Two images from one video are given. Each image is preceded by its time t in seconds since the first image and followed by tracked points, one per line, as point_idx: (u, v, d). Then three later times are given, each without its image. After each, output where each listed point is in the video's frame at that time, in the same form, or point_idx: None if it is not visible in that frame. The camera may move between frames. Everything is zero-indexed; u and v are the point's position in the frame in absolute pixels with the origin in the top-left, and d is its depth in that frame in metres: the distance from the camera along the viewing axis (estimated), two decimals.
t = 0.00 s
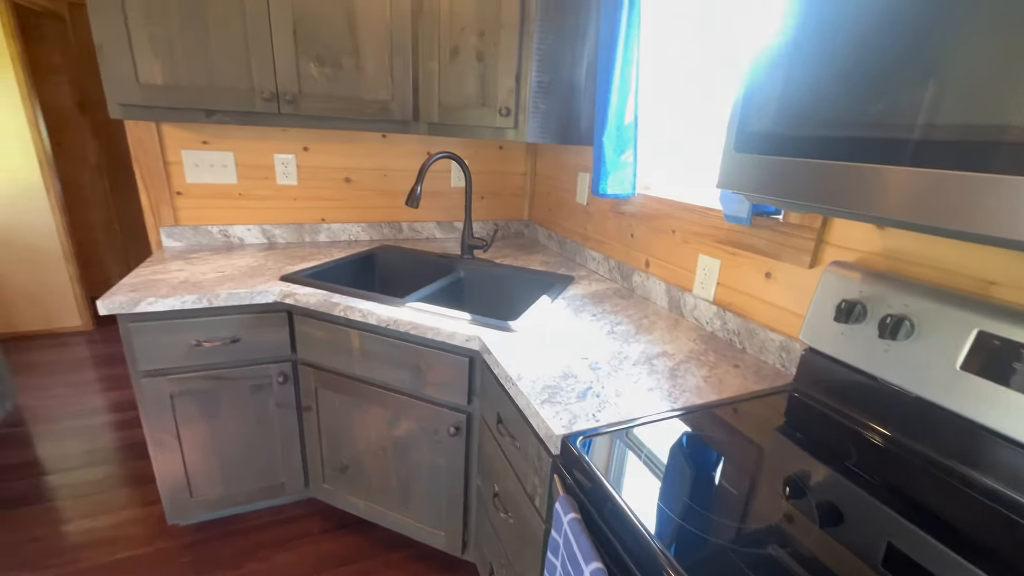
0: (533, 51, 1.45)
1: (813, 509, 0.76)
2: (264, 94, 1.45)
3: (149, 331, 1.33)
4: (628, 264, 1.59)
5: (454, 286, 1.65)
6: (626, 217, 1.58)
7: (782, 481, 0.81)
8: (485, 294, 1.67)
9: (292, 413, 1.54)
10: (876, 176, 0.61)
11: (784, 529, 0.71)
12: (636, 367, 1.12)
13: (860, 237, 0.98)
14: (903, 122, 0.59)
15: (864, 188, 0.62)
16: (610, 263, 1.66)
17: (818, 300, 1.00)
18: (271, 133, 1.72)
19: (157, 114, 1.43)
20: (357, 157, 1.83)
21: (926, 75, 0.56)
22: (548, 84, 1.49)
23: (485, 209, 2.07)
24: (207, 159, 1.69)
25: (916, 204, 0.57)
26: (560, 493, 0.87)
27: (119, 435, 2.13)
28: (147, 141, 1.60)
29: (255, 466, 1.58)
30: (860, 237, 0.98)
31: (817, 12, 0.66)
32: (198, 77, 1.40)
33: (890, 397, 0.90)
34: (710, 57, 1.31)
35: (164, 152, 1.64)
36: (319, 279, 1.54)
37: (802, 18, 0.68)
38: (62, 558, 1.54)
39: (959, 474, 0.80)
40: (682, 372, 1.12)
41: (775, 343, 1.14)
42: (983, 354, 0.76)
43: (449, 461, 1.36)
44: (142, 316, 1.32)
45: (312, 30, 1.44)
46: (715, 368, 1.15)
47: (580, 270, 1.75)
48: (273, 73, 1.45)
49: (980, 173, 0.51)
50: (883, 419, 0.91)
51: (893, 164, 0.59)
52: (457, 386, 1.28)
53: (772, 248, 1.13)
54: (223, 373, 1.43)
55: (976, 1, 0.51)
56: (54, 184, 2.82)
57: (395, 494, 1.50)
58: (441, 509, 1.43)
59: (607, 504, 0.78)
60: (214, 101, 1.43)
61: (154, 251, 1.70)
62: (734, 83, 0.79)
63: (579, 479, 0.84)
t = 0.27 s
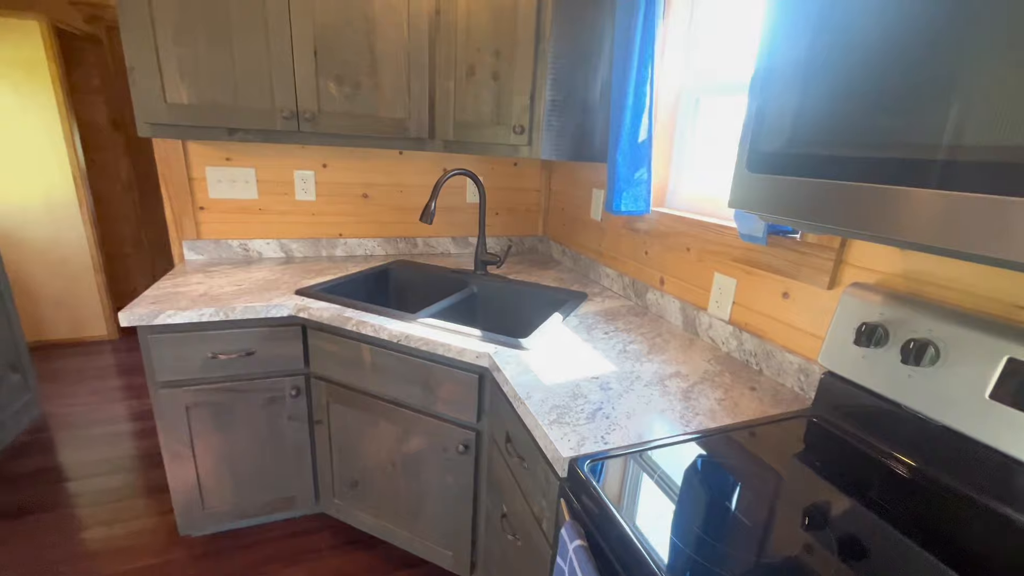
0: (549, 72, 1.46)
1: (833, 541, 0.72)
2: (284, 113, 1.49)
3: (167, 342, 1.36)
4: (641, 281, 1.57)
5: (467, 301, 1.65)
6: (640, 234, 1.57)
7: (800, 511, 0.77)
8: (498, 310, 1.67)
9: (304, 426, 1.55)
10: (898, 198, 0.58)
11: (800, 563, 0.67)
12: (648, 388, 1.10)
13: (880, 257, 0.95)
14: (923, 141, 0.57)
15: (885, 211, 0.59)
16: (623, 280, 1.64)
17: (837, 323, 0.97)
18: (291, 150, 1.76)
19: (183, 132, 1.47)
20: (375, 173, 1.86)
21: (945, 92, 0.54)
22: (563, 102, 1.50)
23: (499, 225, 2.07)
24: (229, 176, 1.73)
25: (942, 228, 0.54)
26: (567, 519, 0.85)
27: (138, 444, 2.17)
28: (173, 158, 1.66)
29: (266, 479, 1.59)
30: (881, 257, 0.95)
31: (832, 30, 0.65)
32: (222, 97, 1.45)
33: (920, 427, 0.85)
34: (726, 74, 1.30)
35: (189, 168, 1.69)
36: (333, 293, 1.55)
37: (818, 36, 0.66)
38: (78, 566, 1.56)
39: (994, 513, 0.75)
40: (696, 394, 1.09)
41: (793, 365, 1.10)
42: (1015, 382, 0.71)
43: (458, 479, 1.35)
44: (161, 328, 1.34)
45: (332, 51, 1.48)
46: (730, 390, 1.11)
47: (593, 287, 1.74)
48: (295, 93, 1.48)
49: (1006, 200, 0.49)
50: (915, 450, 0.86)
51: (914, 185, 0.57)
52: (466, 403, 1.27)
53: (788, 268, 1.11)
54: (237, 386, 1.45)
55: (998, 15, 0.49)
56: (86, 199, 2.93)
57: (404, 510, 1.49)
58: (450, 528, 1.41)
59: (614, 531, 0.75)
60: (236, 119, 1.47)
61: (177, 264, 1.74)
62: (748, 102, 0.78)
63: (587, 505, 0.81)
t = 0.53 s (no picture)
0: (561, 89, 1.47)
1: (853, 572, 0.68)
2: (304, 130, 1.53)
3: (185, 352, 1.39)
4: (655, 298, 1.55)
5: (479, 316, 1.65)
6: (654, 250, 1.55)
7: (818, 539, 0.74)
8: (510, 324, 1.67)
9: (316, 438, 1.56)
10: (919, 218, 0.56)
11: None
12: (658, 408, 1.07)
13: (900, 276, 0.92)
14: (945, 159, 0.55)
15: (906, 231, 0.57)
16: (637, 296, 1.62)
17: (854, 343, 0.93)
18: (311, 165, 1.80)
19: (208, 149, 1.52)
20: (391, 188, 1.89)
21: (967, 108, 0.52)
22: (576, 118, 1.51)
23: (514, 240, 2.08)
24: (251, 191, 1.78)
25: (968, 249, 0.51)
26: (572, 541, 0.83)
27: (157, 451, 2.21)
28: (197, 173, 1.71)
29: (278, 490, 1.60)
30: (901, 276, 0.92)
31: (846, 46, 0.63)
32: (246, 115, 1.49)
33: (948, 456, 0.81)
34: (741, 90, 1.29)
35: (213, 183, 1.75)
36: (347, 306, 1.57)
37: (830, 52, 0.65)
38: (95, 571, 1.59)
39: None
40: (709, 414, 1.06)
41: (810, 386, 1.07)
42: None
43: (466, 496, 1.34)
44: (180, 339, 1.38)
45: (351, 70, 1.52)
46: (744, 411, 1.08)
47: (607, 302, 1.72)
48: (314, 111, 1.52)
49: None
50: (945, 482, 0.81)
51: (940, 204, 0.54)
52: (475, 419, 1.26)
53: (805, 286, 1.08)
54: (251, 396, 1.47)
55: None
56: (118, 212, 3.04)
57: (412, 526, 1.48)
58: (457, 545, 1.39)
59: (619, 556, 0.73)
60: (258, 136, 1.51)
61: (199, 276, 1.79)
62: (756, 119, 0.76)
63: (592, 528, 0.79)
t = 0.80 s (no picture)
0: (575, 102, 1.45)
1: None
2: (324, 145, 1.58)
3: (206, 360, 1.43)
4: (669, 311, 1.54)
5: (492, 328, 1.66)
6: (668, 263, 1.54)
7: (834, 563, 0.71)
8: (523, 337, 1.67)
9: (329, 447, 1.58)
10: (930, 234, 0.54)
11: None
12: (668, 424, 1.06)
13: (918, 292, 0.89)
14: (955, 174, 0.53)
15: (917, 248, 0.56)
16: (651, 310, 1.61)
17: (870, 361, 0.91)
18: (331, 179, 1.85)
19: (232, 164, 1.57)
20: (408, 201, 1.93)
21: (977, 124, 0.51)
22: (590, 132, 1.50)
23: (528, 252, 2.09)
24: (273, 204, 1.84)
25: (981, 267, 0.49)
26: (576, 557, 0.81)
27: (178, 456, 2.26)
28: (223, 187, 1.77)
29: (292, 498, 1.62)
30: (918, 292, 0.89)
31: (854, 61, 0.63)
32: (269, 131, 1.54)
33: (975, 482, 0.76)
34: (756, 104, 1.28)
35: (237, 196, 1.80)
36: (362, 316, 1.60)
37: (839, 68, 0.64)
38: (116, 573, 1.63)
39: None
40: (721, 432, 1.04)
41: (827, 405, 1.04)
42: None
43: (475, 508, 1.33)
44: (201, 347, 1.42)
45: (370, 87, 1.56)
46: (757, 429, 1.06)
47: (620, 316, 1.71)
48: (334, 127, 1.57)
49: None
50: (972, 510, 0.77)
51: (963, 222, 0.52)
52: (485, 432, 1.26)
53: (821, 301, 1.06)
54: (268, 405, 1.50)
55: None
56: (149, 224, 3.16)
57: (422, 538, 1.48)
58: (466, 559, 1.39)
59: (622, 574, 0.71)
60: (281, 151, 1.56)
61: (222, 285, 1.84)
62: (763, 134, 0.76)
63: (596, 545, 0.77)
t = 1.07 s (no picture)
0: (588, 115, 1.46)
1: None
2: (342, 160, 1.62)
3: (225, 368, 1.47)
4: (682, 325, 1.53)
5: (504, 339, 1.67)
6: (681, 277, 1.53)
7: None
8: (535, 349, 1.67)
9: (342, 456, 1.60)
10: (934, 250, 0.53)
11: None
12: (677, 439, 1.04)
13: (933, 307, 0.87)
14: (960, 188, 0.52)
15: (921, 264, 0.54)
16: (664, 323, 1.60)
17: (886, 378, 0.88)
18: (349, 193, 1.90)
19: (254, 179, 1.62)
20: (423, 214, 1.96)
21: (982, 139, 0.50)
22: (602, 147, 1.51)
23: (542, 265, 2.10)
24: (294, 216, 1.89)
25: (986, 284, 0.48)
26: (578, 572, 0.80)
27: (198, 462, 2.31)
28: (246, 200, 1.83)
29: (306, 506, 1.64)
30: (934, 308, 0.87)
31: (860, 76, 0.62)
32: (290, 146, 1.59)
33: (998, 506, 0.73)
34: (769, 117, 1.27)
35: (259, 209, 1.86)
36: (377, 327, 1.62)
37: (842, 82, 0.64)
38: None
39: None
40: (732, 448, 1.02)
41: (842, 423, 1.02)
42: None
43: (484, 521, 1.33)
44: (221, 355, 1.46)
45: (388, 104, 1.61)
46: (770, 446, 1.04)
47: (633, 329, 1.70)
48: (352, 142, 1.61)
49: None
50: (1001, 537, 0.72)
51: (981, 239, 0.49)
52: (494, 444, 1.26)
53: (835, 316, 1.04)
54: (284, 413, 1.54)
55: None
56: (177, 236, 3.27)
57: (432, 549, 1.48)
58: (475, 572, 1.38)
59: None
60: (302, 166, 1.61)
61: (243, 295, 1.89)
62: (767, 148, 0.75)
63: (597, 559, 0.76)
